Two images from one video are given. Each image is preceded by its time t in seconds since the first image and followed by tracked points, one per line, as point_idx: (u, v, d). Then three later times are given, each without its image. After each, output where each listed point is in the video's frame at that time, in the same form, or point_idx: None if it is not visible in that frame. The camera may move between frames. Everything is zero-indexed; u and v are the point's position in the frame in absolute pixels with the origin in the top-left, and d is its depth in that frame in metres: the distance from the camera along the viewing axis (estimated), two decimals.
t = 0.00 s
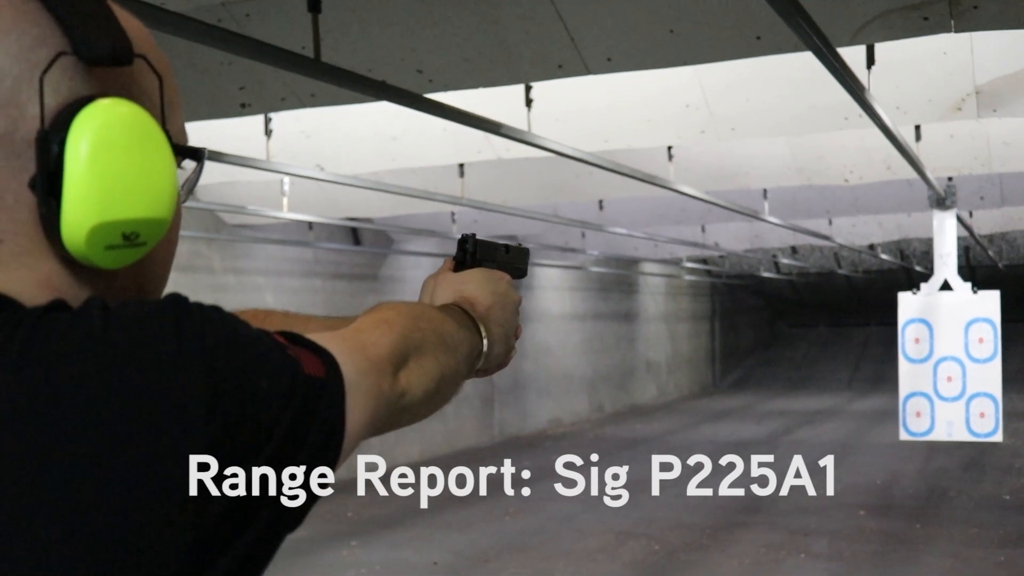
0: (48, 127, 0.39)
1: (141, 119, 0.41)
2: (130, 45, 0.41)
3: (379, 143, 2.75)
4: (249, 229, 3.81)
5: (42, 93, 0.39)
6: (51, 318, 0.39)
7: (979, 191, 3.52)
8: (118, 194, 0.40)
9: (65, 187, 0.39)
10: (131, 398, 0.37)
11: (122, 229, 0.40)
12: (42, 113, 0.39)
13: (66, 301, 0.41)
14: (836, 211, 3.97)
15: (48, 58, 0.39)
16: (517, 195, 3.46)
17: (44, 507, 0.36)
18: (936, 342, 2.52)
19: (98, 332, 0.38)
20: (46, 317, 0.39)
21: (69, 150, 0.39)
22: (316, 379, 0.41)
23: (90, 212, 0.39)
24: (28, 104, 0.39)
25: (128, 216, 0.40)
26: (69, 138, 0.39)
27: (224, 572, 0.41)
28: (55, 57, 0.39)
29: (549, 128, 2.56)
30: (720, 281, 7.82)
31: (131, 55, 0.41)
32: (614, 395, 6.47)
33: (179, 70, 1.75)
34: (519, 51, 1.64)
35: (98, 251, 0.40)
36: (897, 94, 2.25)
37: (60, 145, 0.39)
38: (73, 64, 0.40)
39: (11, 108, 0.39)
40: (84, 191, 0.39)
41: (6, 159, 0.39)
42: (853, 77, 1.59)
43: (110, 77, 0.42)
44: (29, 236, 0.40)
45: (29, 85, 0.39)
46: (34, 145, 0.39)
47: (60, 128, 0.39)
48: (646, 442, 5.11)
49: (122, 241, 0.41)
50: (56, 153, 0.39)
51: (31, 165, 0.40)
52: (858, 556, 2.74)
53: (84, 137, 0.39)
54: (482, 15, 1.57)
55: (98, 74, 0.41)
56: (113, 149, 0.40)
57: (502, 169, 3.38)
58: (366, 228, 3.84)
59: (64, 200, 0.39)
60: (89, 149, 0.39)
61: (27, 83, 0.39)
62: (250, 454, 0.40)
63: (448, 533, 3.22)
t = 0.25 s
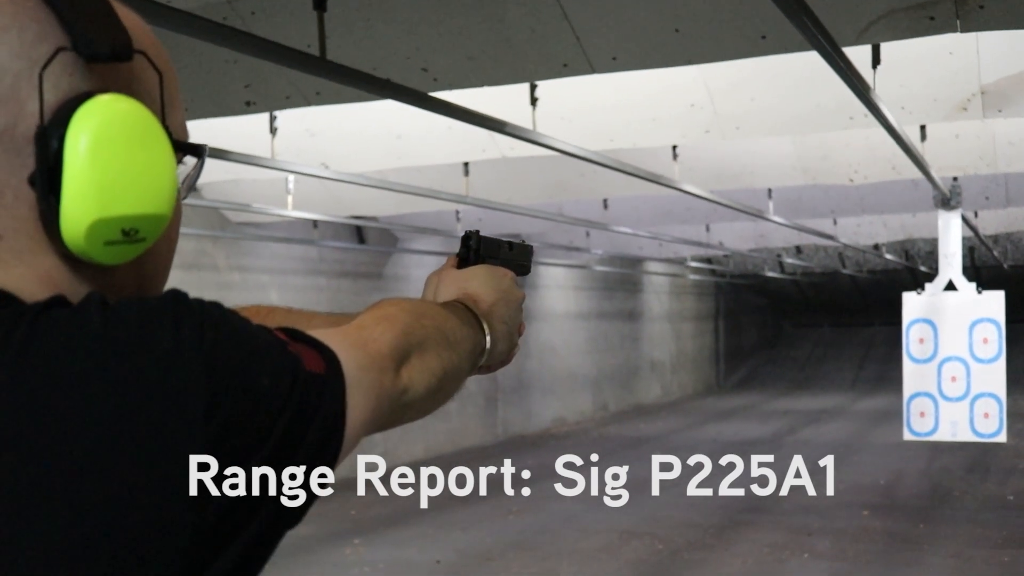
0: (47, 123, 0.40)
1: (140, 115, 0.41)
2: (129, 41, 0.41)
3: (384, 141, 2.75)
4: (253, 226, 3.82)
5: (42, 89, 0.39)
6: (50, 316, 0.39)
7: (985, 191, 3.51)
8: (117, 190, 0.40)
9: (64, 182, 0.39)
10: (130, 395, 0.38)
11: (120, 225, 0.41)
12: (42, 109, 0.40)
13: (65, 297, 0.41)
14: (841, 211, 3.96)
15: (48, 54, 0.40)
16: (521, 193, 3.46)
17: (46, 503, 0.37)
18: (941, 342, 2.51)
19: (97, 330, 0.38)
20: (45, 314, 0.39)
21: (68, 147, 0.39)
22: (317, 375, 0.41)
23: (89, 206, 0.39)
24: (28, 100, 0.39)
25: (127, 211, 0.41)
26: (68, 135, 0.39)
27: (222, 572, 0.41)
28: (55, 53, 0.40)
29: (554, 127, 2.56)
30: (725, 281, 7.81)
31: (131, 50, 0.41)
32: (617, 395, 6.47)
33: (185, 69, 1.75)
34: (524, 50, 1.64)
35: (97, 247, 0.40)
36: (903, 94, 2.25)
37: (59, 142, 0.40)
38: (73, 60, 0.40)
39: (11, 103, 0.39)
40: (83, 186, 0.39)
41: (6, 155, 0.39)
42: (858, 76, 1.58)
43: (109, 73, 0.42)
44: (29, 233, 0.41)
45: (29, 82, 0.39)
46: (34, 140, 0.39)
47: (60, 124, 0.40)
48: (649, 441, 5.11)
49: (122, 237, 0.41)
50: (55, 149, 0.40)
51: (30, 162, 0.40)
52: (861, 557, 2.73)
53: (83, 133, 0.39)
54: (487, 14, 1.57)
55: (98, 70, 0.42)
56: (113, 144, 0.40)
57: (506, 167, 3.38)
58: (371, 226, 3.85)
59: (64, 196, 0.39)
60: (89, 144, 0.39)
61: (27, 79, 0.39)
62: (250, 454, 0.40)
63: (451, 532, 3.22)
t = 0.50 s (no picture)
0: (44, 129, 0.40)
1: (138, 122, 0.41)
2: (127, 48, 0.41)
3: (384, 144, 2.75)
4: (253, 230, 3.81)
5: (39, 95, 0.39)
6: (45, 322, 0.39)
7: (985, 192, 3.51)
8: (115, 196, 0.40)
9: (60, 189, 0.39)
10: (125, 402, 0.37)
11: (117, 231, 0.41)
12: (39, 115, 0.39)
13: (62, 304, 0.41)
14: (841, 213, 3.96)
15: (45, 61, 0.40)
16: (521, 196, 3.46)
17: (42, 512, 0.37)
18: (942, 343, 2.50)
19: (93, 337, 0.38)
20: (38, 321, 0.39)
21: (65, 153, 0.39)
22: (314, 381, 0.41)
23: (87, 213, 0.39)
24: (24, 106, 0.39)
25: (125, 217, 0.41)
26: (65, 142, 0.39)
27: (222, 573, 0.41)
28: (52, 60, 0.40)
29: (554, 130, 2.56)
30: (726, 283, 7.81)
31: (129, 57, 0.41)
32: (618, 397, 6.46)
33: (185, 72, 1.75)
34: (523, 53, 1.64)
35: (94, 253, 0.40)
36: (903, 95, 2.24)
37: (56, 148, 0.39)
38: (69, 66, 0.40)
39: (8, 109, 0.39)
40: (80, 193, 0.39)
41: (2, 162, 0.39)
42: (859, 78, 1.58)
43: (105, 79, 0.42)
44: (25, 239, 0.40)
45: (25, 88, 0.39)
46: (30, 147, 0.39)
47: (56, 130, 0.39)
48: (651, 444, 5.11)
49: (118, 243, 0.41)
50: (52, 155, 0.39)
51: (26, 169, 0.40)
52: (863, 558, 2.73)
53: (81, 139, 0.39)
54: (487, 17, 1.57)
55: (94, 76, 0.42)
56: (110, 150, 0.40)
57: (506, 170, 3.38)
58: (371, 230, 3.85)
59: (61, 202, 0.39)
60: (86, 150, 0.39)
61: (24, 85, 0.39)
62: (248, 455, 0.40)
63: (453, 534, 3.22)
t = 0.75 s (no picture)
0: (33, 145, 0.39)
1: (128, 136, 0.41)
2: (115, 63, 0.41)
3: (379, 156, 2.75)
4: (248, 241, 3.81)
5: (28, 111, 0.39)
6: (32, 339, 0.38)
7: (979, 202, 3.52)
8: (104, 210, 0.40)
9: (51, 203, 0.39)
10: (113, 410, 0.37)
11: (106, 246, 0.40)
12: (28, 131, 0.39)
13: (51, 318, 0.41)
14: (836, 223, 3.96)
15: (33, 76, 0.39)
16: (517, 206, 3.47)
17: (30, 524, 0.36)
18: (936, 352, 2.50)
19: (79, 353, 0.38)
20: (24, 340, 0.38)
21: (54, 169, 0.39)
22: (303, 394, 0.41)
23: (76, 227, 0.39)
24: (12, 123, 0.39)
25: (115, 233, 0.40)
26: (54, 157, 0.39)
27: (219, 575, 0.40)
28: (40, 75, 0.39)
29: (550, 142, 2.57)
30: (721, 293, 7.81)
31: (117, 72, 0.41)
32: (615, 408, 6.45)
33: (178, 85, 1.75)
34: (517, 65, 1.65)
35: (84, 268, 0.40)
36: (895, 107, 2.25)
37: (44, 163, 0.39)
38: (59, 82, 0.40)
39: None
40: (69, 208, 0.39)
41: None
42: (852, 89, 1.59)
43: (94, 95, 0.42)
44: (15, 254, 0.40)
45: (13, 105, 0.39)
46: (20, 162, 0.39)
47: (45, 146, 0.39)
48: (647, 454, 5.10)
49: (109, 257, 0.40)
50: (41, 171, 0.39)
51: (15, 184, 0.40)
52: (861, 568, 2.72)
53: (69, 155, 0.39)
54: (481, 30, 1.57)
55: (82, 92, 0.41)
56: (99, 166, 0.40)
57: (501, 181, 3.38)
58: (366, 241, 3.84)
59: (50, 217, 0.39)
60: (74, 166, 0.39)
61: (12, 103, 0.39)
62: (247, 454, 0.40)
63: (450, 547, 3.20)
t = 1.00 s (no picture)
0: (39, 138, 0.40)
1: (134, 132, 0.41)
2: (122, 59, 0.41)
3: (390, 155, 2.76)
4: (260, 240, 3.83)
5: (34, 104, 0.40)
6: (34, 335, 0.39)
7: (992, 203, 3.51)
8: (109, 203, 0.41)
9: (56, 196, 0.39)
10: (115, 405, 0.37)
11: (111, 240, 0.41)
12: (34, 123, 0.40)
13: (55, 314, 0.41)
14: (848, 223, 3.95)
15: (41, 69, 0.40)
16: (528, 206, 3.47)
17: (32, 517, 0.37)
18: (950, 353, 2.47)
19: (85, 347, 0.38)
20: (27, 334, 0.39)
21: (59, 163, 0.39)
22: (306, 388, 0.41)
23: (80, 220, 0.39)
24: (19, 115, 0.39)
25: (120, 228, 0.41)
26: (60, 151, 0.39)
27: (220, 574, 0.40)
28: (47, 69, 0.40)
29: (561, 142, 2.57)
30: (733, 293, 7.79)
31: (124, 67, 0.41)
32: (626, 407, 6.45)
33: (190, 84, 1.76)
34: (529, 65, 1.65)
35: (88, 263, 0.41)
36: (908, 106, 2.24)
37: (50, 158, 0.40)
38: (66, 74, 0.41)
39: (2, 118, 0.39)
40: (74, 200, 0.39)
41: None
42: (865, 89, 1.58)
43: (101, 90, 0.42)
44: (20, 248, 0.41)
45: (19, 96, 0.39)
46: (26, 157, 0.40)
47: (51, 139, 0.40)
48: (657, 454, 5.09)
49: (112, 252, 0.41)
50: (46, 165, 0.40)
51: (21, 177, 0.40)
52: (871, 569, 2.71)
53: (75, 148, 0.39)
54: (492, 29, 1.57)
55: (89, 86, 0.42)
56: (104, 160, 0.40)
57: (512, 180, 3.38)
58: (378, 240, 3.85)
59: (54, 211, 0.39)
60: (79, 160, 0.40)
61: (19, 95, 0.39)
62: (247, 453, 0.40)
63: (460, 545, 3.21)
